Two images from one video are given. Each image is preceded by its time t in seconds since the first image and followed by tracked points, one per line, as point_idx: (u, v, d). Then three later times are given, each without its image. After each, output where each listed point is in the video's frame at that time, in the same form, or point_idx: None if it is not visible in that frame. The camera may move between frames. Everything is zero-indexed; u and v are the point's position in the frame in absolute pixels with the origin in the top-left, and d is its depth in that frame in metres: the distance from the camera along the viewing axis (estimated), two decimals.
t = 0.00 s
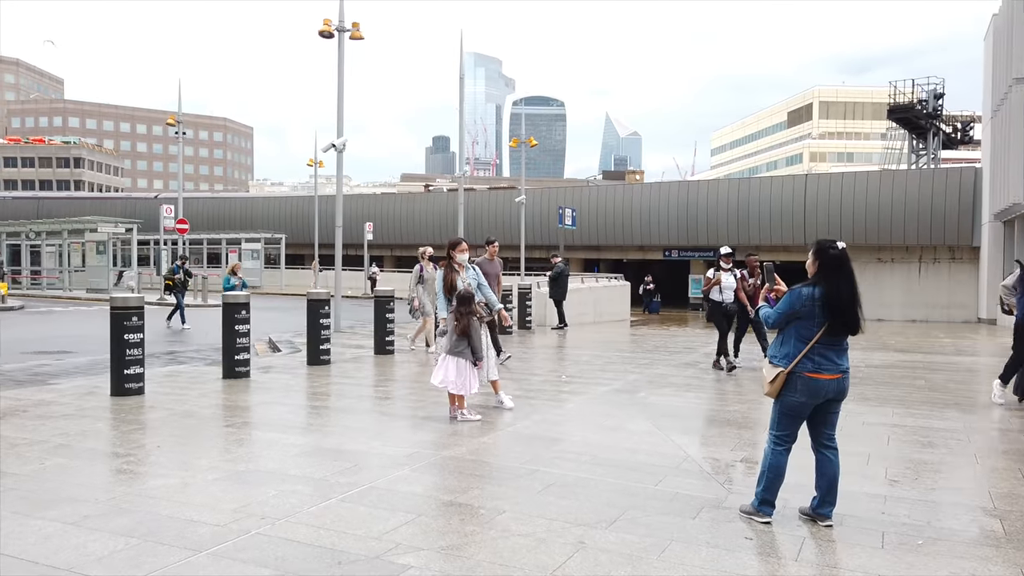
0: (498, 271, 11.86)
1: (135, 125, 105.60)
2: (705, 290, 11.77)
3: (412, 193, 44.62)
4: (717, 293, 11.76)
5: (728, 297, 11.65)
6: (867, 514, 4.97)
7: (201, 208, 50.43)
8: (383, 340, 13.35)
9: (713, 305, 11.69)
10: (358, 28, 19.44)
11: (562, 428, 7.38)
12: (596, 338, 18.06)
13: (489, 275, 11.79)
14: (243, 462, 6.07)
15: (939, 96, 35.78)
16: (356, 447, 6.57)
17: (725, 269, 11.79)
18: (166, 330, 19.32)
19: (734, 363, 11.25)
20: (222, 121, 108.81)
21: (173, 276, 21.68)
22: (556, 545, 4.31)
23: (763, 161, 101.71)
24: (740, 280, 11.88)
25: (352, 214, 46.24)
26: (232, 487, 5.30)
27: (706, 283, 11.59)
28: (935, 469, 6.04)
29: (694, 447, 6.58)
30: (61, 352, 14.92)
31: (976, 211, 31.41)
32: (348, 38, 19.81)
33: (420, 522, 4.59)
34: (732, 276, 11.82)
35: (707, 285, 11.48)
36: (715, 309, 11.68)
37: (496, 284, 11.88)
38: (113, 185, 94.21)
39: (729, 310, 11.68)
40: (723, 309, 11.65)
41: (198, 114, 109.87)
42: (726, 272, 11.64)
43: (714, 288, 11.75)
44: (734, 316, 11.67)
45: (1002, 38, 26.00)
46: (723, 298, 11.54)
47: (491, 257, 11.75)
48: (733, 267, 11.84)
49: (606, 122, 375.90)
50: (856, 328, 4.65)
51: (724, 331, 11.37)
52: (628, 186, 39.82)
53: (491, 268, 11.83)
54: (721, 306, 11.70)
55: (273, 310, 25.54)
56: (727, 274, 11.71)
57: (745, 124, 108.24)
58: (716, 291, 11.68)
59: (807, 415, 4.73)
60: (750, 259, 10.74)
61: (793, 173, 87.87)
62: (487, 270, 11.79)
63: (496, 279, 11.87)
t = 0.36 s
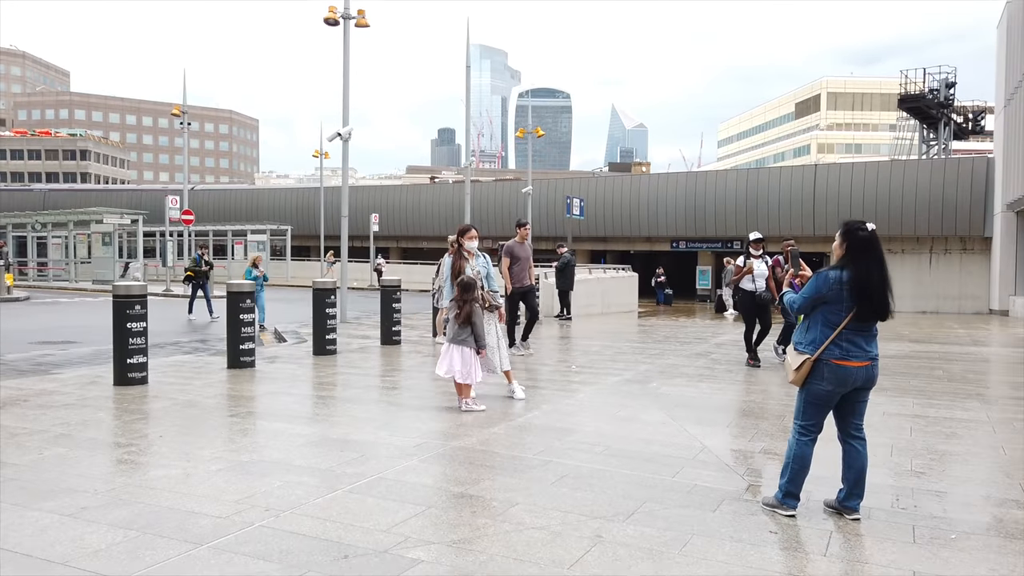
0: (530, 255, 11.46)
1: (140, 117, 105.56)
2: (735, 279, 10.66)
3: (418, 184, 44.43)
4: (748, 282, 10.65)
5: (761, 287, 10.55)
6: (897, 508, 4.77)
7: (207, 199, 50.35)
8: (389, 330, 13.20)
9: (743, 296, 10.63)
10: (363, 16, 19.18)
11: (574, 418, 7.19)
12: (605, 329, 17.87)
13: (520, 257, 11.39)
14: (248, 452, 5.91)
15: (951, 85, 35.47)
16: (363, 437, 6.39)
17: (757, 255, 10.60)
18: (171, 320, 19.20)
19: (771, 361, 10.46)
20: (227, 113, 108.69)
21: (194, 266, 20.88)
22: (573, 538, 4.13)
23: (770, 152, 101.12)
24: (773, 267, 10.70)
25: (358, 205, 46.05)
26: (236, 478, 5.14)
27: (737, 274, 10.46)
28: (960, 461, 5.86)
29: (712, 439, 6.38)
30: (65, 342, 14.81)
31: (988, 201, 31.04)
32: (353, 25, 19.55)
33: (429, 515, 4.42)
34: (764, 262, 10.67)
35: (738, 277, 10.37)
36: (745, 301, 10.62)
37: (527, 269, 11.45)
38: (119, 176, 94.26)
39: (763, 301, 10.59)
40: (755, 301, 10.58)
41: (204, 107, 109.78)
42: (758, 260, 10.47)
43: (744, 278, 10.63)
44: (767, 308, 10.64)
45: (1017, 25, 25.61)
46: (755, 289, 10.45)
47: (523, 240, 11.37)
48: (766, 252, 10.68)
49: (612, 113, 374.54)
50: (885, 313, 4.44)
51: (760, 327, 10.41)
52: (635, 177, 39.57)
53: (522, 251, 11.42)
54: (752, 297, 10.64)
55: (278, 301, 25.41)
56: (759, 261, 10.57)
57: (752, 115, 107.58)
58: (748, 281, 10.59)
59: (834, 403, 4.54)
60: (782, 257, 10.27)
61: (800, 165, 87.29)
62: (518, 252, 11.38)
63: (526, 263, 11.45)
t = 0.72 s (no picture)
0: (562, 245, 10.73)
1: (145, 106, 105.31)
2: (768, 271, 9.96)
3: (423, 172, 44.12)
4: (782, 274, 9.95)
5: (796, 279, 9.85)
6: (928, 508, 4.52)
7: (211, 188, 50.16)
8: (394, 319, 12.99)
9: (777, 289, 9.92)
10: None
11: (584, 410, 6.96)
12: (613, 319, 17.63)
13: (552, 247, 10.66)
14: (247, 446, 5.69)
15: (963, 71, 34.94)
16: (366, 430, 6.17)
17: (792, 246, 9.93)
18: (175, 309, 19.05)
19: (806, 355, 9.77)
20: (231, 101, 108.42)
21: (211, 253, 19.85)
22: (585, 540, 3.91)
23: (778, 139, 100.29)
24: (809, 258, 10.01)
25: (363, 194, 45.80)
26: (233, 473, 4.93)
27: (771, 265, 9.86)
28: (988, 455, 5.61)
29: (728, 433, 6.15)
30: (67, 332, 14.65)
31: (1000, 188, 30.64)
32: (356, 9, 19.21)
33: (433, 514, 4.20)
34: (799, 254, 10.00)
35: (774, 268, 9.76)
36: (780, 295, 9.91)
37: (558, 260, 10.72)
38: (125, 165, 94.15)
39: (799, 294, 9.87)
40: (790, 294, 9.88)
41: (208, 95, 109.48)
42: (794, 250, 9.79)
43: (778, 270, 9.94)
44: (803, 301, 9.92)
45: None
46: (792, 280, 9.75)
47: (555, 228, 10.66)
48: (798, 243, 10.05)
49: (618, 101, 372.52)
50: (918, 300, 4.19)
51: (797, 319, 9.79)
52: (641, 165, 39.21)
53: (554, 241, 10.69)
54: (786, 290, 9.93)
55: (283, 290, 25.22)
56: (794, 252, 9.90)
57: (760, 102, 106.73)
58: (782, 273, 9.89)
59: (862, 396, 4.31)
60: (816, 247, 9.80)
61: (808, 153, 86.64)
62: (549, 242, 10.66)
63: (558, 254, 10.71)
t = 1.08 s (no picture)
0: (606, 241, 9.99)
1: (162, 101, 105.89)
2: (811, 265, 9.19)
3: (438, 165, 43.98)
4: (827, 269, 9.20)
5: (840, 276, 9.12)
6: (970, 520, 4.30)
7: (227, 182, 50.34)
8: (409, 315, 12.88)
9: (822, 286, 9.20)
10: None
11: (604, 412, 6.78)
12: (629, 314, 17.41)
13: (596, 244, 9.93)
14: (258, 447, 5.57)
15: (988, 62, 34.27)
16: (381, 431, 6.03)
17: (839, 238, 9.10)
18: (190, 304, 19.06)
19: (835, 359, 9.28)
20: (248, 96, 108.89)
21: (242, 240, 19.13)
22: (606, 553, 3.73)
23: (796, 132, 99.23)
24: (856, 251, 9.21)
25: (378, 188, 45.76)
26: (244, 477, 4.81)
27: (815, 258, 9.09)
28: None
29: (752, 436, 5.96)
30: (83, 327, 14.66)
31: None
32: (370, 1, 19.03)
33: (449, 523, 4.05)
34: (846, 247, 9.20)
35: (818, 262, 9.00)
36: (824, 292, 9.21)
37: (604, 257, 9.98)
38: (143, 160, 94.93)
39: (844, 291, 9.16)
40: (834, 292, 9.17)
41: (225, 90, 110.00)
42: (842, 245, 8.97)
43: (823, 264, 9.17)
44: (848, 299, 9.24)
45: None
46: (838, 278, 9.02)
47: (597, 224, 9.95)
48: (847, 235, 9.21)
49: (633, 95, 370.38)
50: (959, 303, 3.97)
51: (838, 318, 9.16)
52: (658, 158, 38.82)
53: (598, 237, 9.97)
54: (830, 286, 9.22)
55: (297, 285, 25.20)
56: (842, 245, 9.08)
57: (778, 95, 105.69)
58: (828, 268, 9.15)
59: (898, 399, 4.14)
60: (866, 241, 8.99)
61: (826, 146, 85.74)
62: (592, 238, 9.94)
63: (603, 250, 9.97)
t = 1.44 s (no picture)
0: (649, 233, 9.42)
1: (172, 97, 106.13)
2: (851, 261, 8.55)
3: (447, 161, 43.80)
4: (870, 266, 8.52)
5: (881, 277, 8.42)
6: (1007, 530, 4.09)
7: (235, 178, 50.32)
8: (418, 312, 12.72)
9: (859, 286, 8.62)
10: None
11: (618, 413, 6.58)
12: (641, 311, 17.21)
13: (639, 235, 9.37)
14: (264, 449, 5.41)
15: (1004, 56, 33.81)
16: (389, 433, 5.87)
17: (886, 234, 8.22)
18: (198, 301, 18.95)
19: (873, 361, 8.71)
20: (257, 92, 108.92)
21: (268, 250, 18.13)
22: (624, 565, 3.56)
23: (806, 128, 98.54)
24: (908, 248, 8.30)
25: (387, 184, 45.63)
26: (248, 482, 4.64)
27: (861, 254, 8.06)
28: None
29: (774, 440, 5.76)
30: (91, 323, 14.58)
31: None
32: None
33: (461, 532, 3.88)
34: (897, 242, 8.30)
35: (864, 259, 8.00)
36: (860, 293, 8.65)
37: (646, 250, 9.45)
38: (153, 156, 95.22)
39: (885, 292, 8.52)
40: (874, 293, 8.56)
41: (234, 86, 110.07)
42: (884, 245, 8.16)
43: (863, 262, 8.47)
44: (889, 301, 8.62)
45: None
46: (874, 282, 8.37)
47: (642, 213, 9.35)
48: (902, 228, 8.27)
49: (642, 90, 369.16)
50: (983, 300, 3.85)
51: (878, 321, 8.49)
52: (668, 154, 38.52)
53: (642, 228, 9.38)
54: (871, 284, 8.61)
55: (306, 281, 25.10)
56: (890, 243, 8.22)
57: (788, 90, 104.95)
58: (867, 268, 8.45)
59: (922, 397, 4.04)
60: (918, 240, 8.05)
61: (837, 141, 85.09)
62: (636, 229, 9.37)
63: (646, 243, 9.42)
